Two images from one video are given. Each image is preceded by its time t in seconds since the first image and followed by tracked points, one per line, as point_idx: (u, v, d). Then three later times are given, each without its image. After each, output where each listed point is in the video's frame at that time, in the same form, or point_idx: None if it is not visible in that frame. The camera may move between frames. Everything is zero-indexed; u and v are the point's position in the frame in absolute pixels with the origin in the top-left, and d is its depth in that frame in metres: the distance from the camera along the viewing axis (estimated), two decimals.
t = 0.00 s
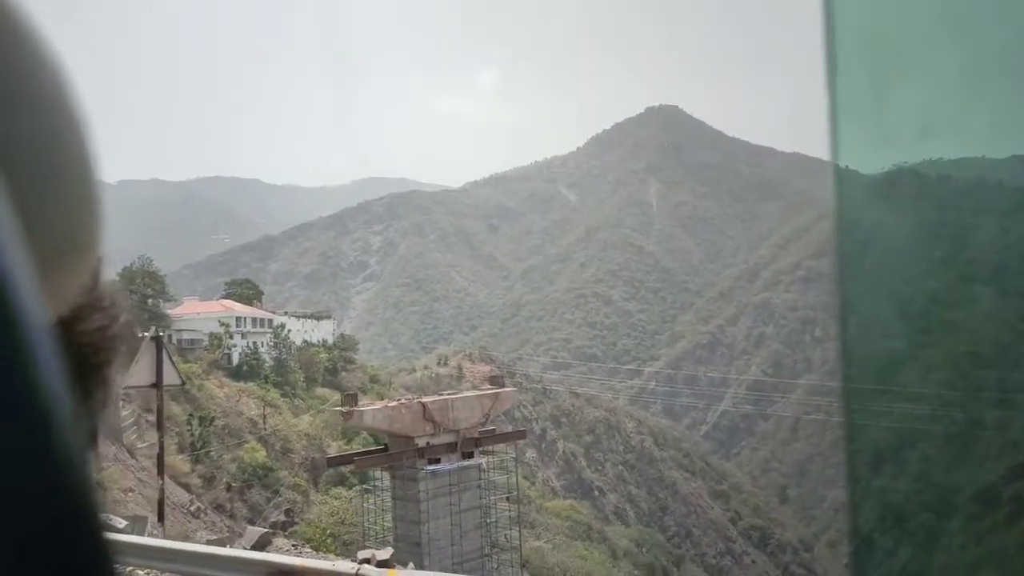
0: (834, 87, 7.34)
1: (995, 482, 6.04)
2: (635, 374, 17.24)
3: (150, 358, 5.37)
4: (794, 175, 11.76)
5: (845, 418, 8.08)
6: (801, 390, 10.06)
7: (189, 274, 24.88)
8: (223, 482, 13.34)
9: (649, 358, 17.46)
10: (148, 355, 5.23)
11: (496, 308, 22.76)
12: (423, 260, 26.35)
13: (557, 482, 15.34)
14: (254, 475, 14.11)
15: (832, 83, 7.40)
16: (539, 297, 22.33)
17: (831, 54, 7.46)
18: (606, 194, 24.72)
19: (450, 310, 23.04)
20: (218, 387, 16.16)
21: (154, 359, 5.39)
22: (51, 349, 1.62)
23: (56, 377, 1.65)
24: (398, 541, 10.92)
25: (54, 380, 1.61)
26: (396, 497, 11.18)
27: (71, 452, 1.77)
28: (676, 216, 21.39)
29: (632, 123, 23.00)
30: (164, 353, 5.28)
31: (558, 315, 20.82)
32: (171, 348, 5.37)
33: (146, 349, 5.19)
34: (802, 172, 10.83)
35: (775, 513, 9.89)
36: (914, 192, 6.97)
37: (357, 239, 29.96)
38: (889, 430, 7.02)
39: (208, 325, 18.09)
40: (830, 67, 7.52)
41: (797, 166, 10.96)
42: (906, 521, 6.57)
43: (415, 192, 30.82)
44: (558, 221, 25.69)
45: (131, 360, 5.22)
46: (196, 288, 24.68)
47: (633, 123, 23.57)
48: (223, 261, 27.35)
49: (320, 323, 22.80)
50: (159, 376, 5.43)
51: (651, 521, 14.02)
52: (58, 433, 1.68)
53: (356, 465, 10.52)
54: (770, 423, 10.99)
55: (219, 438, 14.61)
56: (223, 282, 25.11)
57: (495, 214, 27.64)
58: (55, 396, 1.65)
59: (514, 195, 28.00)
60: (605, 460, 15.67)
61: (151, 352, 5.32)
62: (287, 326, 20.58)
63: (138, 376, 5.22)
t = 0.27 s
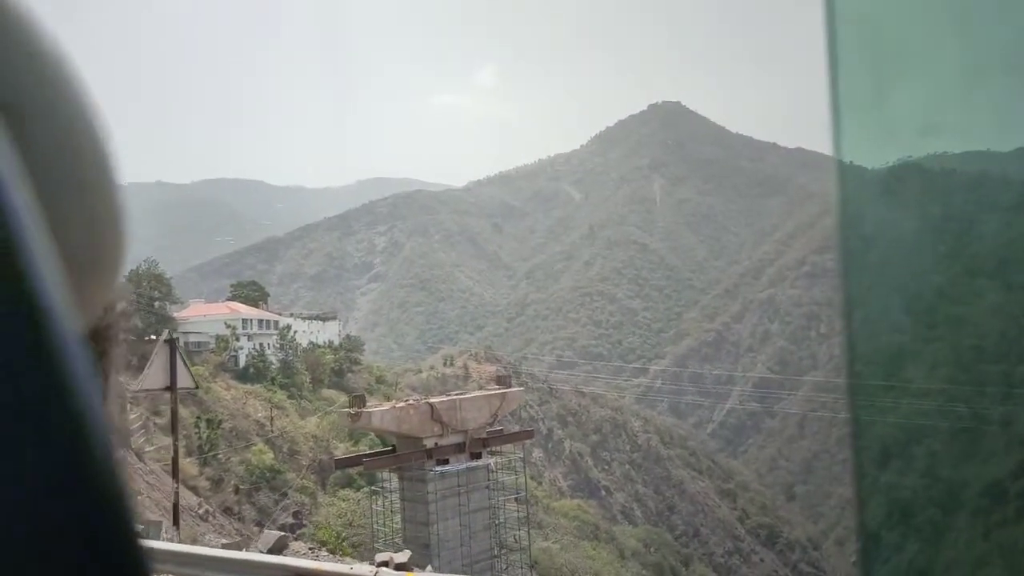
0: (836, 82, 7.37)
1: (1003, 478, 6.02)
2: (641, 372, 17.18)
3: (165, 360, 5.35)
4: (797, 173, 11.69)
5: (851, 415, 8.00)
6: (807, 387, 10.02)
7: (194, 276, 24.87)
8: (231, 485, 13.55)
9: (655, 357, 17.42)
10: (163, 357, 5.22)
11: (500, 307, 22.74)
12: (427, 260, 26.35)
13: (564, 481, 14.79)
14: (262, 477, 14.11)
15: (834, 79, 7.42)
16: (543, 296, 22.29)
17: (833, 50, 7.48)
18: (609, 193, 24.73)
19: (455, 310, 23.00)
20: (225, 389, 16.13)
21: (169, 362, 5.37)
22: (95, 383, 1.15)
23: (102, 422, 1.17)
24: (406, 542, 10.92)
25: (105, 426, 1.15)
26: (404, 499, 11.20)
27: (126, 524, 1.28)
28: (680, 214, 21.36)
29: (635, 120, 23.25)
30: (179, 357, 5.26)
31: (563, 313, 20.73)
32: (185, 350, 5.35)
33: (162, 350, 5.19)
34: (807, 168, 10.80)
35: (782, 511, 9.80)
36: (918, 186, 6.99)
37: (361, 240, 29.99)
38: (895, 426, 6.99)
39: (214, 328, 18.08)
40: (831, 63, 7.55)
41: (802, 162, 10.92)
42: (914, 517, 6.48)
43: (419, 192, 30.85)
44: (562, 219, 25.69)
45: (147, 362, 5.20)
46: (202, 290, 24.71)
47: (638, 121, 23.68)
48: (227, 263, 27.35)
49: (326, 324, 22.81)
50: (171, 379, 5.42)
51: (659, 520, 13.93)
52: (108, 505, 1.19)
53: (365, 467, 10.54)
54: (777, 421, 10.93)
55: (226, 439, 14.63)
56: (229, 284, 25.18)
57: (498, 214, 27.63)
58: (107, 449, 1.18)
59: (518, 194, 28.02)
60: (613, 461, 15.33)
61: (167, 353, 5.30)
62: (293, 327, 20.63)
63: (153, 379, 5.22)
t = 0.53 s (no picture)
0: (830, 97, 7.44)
1: (1009, 492, 6.06)
2: (642, 390, 17.12)
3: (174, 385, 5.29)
4: (797, 188, 11.75)
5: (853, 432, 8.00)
6: (810, 403, 10.01)
7: (194, 297, 24.83)
8: (231, 508, 13.57)
9: (657, 374, 17.41)
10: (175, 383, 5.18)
11: (501, 325, 22.70)
12: (427, 279, 26.38)
13: (567, 501, 14.40)
14: (263, 500, 14.04)
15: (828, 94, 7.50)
16: (544, 313, 22.26)
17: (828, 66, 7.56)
18: (608, 210, 24.84)
19: (456, 329, 22.97)
20: (225, 411, 15.93)
21: (178, 385, 5.34)
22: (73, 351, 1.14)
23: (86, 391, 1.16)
24: (410, 563, 10.88)
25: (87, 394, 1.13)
26: (408, 521, 11.12)
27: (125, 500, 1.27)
28: (680, 230, 21.39)
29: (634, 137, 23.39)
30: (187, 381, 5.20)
31: (564, 331, 20.60)
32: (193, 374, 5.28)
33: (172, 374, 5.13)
34: (805, 183, 10.88)
35: (787, 530, 9.77)
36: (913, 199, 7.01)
37: (361, 259, 30.07)
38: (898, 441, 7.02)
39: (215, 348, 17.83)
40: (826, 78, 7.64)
41: (801, 178, 10.99)
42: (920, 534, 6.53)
43: (418, 211, 30.96)
44: (561, 237, 25.77)
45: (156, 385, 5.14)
46: (202, 311, 24.65)
47: (636, 138, 23.82)
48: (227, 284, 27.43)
49: (326, 345, 22.80)
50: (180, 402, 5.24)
51: (663, 540, 13.82)
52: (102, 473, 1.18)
53: (368, 488, 10.38)
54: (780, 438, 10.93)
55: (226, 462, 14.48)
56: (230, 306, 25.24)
57: (498, 232, 27.69)
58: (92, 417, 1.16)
59: (517, 212, 28.12)
60: (615, 479, 15.01)
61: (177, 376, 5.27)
62: (294, 348, 20.60)
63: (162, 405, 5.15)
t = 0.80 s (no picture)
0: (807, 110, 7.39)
1: (1000, 505, 6.00)
2: (635, 409, 17.11)
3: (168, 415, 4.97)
4: (785, 206, 11.89)
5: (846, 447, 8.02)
6: (802, 419, 10.01)
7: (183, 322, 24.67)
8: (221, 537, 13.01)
9: (649, 393, 17.41)
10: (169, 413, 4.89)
11: (493, 346, 22.66)
12: (418, 300, 26.36)
13: (561, 523, 14.31)
14: (254, 527, 13.92)
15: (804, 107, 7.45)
16: (536, 334, 22.23)
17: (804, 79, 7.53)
18: (598, 230, 24.98)
19: (448, 350, 22.91)
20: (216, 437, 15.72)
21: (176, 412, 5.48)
22: (130, 329, 1.06)
23: (146, 375, 1.07)
24: None
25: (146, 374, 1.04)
26: (402, 546, 10.96)
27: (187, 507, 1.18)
28: (670, 249, 21.48)
29: (622, 157, 23.64)
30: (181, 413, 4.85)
31: (556, 351, 20.63)
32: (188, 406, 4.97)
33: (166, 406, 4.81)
34: (792, 201, 11.03)
35: (782, 547, 9.75)
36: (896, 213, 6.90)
37: (352, 282, 30.06)
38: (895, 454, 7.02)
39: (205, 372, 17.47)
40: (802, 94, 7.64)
41: (789, 196, 11.14)
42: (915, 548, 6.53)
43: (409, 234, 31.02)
44: (552, 257, 25.86)
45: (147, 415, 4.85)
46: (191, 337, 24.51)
47: (625, 158, 24.04)
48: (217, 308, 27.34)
49: (317, 369, 22.69)
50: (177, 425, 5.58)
51: (658, 560, 13.71)
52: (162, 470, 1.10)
53: (361, 512, 10.34)
54: (773, 455, 10.96)
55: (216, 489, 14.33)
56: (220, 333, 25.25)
57: (489, 253, 27.75)
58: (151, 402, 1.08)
59: (507, 233, 28.23)
60: (608, 499, 14.93)
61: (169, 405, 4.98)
62: (284, 373, 20.49)
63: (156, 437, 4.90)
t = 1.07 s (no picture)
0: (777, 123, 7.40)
1: (986, 512, 6.03)
2: (621, 421, 17.10)
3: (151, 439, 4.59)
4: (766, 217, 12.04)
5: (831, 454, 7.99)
6: (787, 428, 10.05)
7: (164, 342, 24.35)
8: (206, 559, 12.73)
9: (635, 405, 17.42)
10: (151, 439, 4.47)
11: (478, 362, 22.61)
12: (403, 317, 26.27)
13: (550, 538, 14.22)
14: (238, 548, 13.55)
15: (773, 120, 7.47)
16: (521, 348, 22.21)
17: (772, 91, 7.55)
18: (582, 244, 25.09)
19: (434, 366, 22.81)
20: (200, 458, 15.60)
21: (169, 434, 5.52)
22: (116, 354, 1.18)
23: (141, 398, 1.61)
24: None
25: (129, 394, 1.16)
26: (391, 565, 10.88)
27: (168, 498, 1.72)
28: (653, 262, 21.60)
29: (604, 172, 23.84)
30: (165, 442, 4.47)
31: (542, 365, 20.61)
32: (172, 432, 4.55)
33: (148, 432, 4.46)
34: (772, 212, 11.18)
35: (770, 557, 9.75)
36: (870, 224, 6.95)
37: (335, 300, 29.93)
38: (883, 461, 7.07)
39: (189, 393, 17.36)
40: (770, 107, 7.73)
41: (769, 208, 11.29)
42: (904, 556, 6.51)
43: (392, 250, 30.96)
44: (536, 271, 25.91)
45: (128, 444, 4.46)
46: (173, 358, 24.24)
47: (607, 172, 24.23)
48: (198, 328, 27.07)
49: (301, 387, 22.51)
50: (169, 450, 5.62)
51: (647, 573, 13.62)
52: (149, 482, 1.25)
53: (349, 532, 10.23)
54: (759, 465, 10.99)
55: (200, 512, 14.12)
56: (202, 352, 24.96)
57: (473, 268, 27.73)
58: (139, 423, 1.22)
59: (491, 248, 28.26)
60: (597, 512, 14.91)
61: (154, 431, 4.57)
62: (269, 392, 20.29)
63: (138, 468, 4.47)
